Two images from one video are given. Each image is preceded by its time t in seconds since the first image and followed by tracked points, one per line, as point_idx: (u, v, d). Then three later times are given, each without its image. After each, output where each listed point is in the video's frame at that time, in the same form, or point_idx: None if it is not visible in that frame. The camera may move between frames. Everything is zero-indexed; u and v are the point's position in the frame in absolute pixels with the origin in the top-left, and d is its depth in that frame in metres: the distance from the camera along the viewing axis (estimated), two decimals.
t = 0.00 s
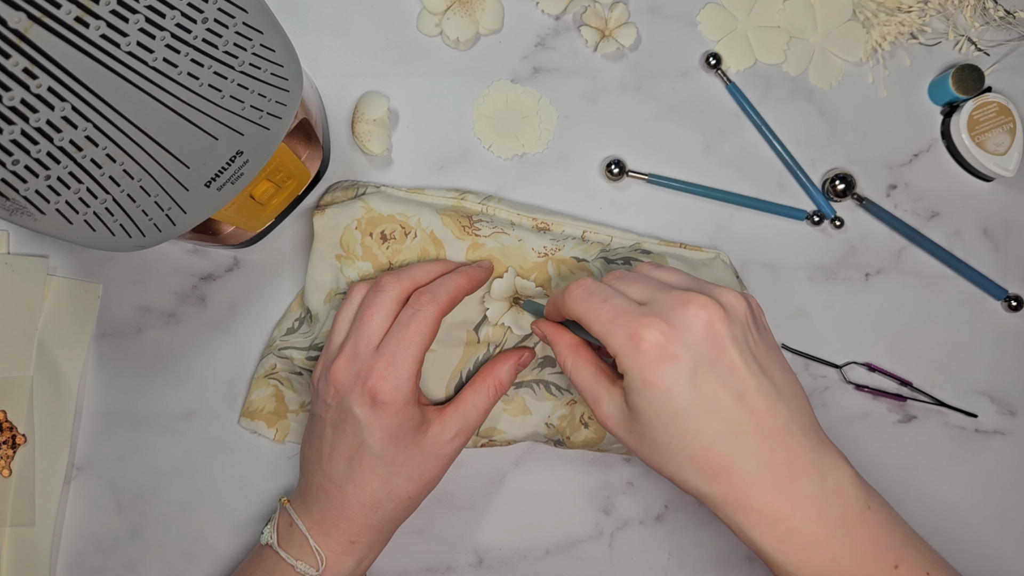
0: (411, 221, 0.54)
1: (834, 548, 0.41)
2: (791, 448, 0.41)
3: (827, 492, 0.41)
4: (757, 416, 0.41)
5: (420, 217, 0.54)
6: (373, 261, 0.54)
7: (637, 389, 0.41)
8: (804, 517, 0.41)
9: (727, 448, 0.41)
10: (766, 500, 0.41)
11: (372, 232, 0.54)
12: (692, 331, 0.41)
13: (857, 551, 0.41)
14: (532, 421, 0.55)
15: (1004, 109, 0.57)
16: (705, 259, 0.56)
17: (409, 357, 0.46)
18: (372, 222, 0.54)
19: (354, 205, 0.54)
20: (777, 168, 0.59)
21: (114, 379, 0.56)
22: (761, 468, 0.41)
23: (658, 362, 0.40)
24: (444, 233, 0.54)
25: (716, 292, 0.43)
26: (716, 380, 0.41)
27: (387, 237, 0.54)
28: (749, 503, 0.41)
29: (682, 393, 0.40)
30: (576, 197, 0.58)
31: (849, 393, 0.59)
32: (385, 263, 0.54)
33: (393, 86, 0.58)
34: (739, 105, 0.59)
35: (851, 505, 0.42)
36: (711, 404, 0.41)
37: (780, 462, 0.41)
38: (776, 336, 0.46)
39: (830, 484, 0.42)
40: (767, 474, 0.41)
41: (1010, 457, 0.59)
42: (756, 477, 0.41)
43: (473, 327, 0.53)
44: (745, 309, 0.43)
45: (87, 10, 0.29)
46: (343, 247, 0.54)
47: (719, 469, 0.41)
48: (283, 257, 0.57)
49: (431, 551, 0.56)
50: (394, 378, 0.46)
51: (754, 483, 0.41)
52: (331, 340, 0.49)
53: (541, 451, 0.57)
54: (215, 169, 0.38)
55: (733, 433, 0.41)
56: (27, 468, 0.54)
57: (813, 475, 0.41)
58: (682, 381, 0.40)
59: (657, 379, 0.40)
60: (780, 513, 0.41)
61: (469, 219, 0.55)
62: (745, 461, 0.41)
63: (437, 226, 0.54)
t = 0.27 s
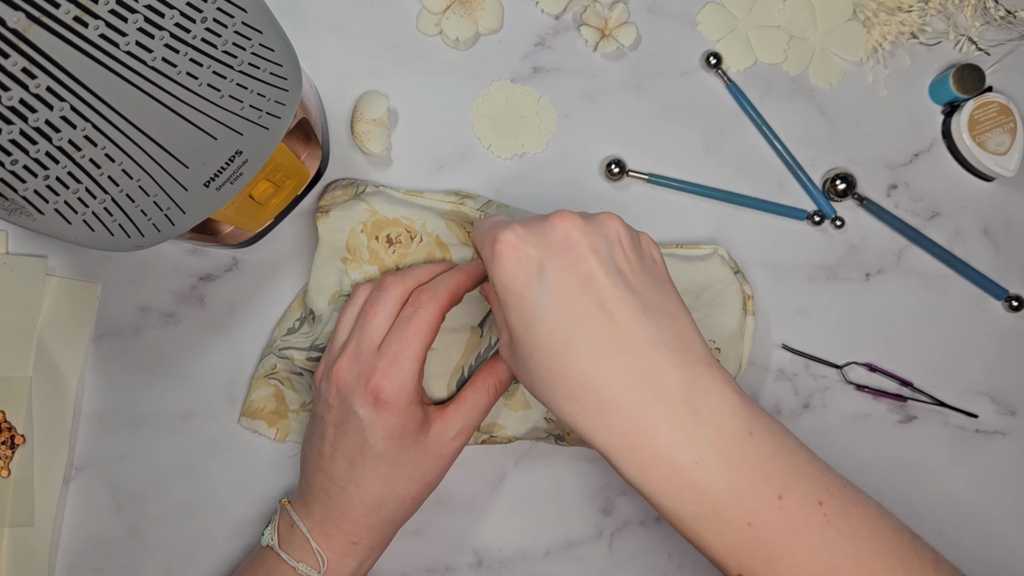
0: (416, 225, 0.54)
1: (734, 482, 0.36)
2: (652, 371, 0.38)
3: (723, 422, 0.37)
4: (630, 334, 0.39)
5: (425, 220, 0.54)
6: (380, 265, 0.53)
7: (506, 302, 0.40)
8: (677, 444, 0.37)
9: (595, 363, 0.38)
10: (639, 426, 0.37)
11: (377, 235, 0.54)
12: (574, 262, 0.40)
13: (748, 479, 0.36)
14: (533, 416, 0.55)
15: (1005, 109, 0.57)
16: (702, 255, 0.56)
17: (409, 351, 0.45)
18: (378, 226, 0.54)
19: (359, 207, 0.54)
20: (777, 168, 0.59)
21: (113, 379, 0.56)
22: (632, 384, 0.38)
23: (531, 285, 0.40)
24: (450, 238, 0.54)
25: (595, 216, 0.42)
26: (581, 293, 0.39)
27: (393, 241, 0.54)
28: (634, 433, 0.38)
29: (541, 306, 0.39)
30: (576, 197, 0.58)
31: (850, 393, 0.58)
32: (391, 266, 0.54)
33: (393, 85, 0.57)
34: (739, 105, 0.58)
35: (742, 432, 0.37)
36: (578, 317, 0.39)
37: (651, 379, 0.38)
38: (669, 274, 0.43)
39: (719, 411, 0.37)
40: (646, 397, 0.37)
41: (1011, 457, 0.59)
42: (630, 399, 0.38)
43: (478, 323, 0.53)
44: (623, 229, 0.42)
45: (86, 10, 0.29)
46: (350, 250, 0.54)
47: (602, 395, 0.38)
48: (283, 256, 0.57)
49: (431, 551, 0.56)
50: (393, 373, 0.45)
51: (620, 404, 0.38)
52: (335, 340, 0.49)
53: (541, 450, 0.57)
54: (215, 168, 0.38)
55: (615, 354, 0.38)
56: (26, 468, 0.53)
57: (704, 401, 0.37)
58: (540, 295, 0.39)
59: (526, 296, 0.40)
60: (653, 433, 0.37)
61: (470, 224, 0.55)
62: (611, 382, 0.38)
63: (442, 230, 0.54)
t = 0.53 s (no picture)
0: (416, 225, 0.54)
1: (755, 471, 0.36)
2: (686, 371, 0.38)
3: (743, 408, 0.37)
4: (652, 318, 0.39)
5: (425, 221, 0.54)
6: (380, 264, 0.53)
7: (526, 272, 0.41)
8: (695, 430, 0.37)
9: (610, 350, 0.38)
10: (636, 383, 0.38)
11: (377, 235, 0.54)
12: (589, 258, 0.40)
13: (766, 469, 0.36)
14: (533, 416, 0.55)
15: (1006, 109, 0.57)
16: (704, 255, 0.57)
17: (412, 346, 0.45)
18: (377, 225, 0.54)
19: (359, 206, 0.54)
20: (778, 167, 0.59)
21: (112, 379, 0.56)
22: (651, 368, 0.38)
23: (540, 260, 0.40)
24: (450, 239, 0.54)
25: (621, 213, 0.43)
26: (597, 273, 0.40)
27: (393, 240, 0.53)
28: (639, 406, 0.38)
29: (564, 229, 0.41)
30: (577, 197, 0.58)
31: (850, 394, 0.58)
32: (391, 267, 0.53)
33: (393, 85, 0.57)
34: (739, 104, 0.58)
35: (757, 418, 0.37)
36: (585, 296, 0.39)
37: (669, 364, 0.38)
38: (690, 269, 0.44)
39: (731, 391, 0.37)
40: (659, 373, 0.38)
41: (1012, 458, 0.59)
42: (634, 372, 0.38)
43: (478, 322, 0.53)
44: (650, 229, 0.42)
45: (85, 10, 0.29)
46: (349, 250, 0.53)
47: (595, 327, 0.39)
48: (282, 256, 0.56)
49: (431, 552, 0.56)
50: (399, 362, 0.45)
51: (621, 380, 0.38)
52: (334, 341, 0.49)
53: (541, 450, 0.57)
54: (214, 168, 0.38)
55: (630, 339, 0.38)
56: (25, 469, 0.53)
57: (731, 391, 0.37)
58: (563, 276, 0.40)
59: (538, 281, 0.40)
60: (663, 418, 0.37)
61: (471, 225, 0.54)
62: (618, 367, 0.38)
63: (442, 230, 0.54)
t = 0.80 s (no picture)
0: (414, 222, 0.54)
1: (766, 495, 0.37)
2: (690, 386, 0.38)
3: (757, 431, 0.38)
4: (664, 346, 0.39)
5: (423, 218, 0.54)
6: (378, 262, 0.53)
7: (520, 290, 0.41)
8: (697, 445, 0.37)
9: (619, 379, 0.38)
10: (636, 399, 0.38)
11: (375, 232, 0.54)
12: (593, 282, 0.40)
13: (778, 490, 0.37)
14: (533, 420, 0.55)
15: (1005, 109, 0.57)
16: (705, 259, 0.56)
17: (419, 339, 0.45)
18: (376, 223, 0.54)
19: (357, 205, 0.54)
20: (777, 167, 0.59)
21: (113, 379, 0.56)
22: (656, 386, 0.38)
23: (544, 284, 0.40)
24: (448, 235, 0.54)
25: (623, 238, 0.43)
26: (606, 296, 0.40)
27: (390, 237, 0.54)
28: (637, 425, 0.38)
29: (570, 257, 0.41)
30: (577, 197, 0.58)
31: (850, 394, 0.58)
32: (390, 264, 0.54)
33: (393, 85, 0.57)
34: (739, 105, 0.58)
35: (760, 440, 0.37)
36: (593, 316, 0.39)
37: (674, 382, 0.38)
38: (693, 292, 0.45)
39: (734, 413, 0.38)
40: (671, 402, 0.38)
41: (1012, 458, 0.59)
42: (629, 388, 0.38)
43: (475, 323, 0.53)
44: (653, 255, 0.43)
45: (86, 10, 0.29)
46: (347, 248, 0.54)
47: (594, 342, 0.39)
48: (282, 257, 0.57)
49: (432, 552, 0.56)
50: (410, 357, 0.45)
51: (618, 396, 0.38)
52: (359, 329, 0.50)
53: (541, 450, 0.57)
54: (215, 168, 0.38)
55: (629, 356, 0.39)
56: (26, 469, 0.53)
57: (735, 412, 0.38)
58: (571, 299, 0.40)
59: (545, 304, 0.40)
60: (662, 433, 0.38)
61: (470, 221, 0.55)
62: (617, 382, 0.38)
63: (440, 227, 0.54)
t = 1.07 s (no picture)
0: (413, 222, 0.54)
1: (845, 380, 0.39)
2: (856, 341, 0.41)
3: (848, 409, 0.38)
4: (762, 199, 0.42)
5: (421, 218, 0.54)
6: (376, 261, 0.54)
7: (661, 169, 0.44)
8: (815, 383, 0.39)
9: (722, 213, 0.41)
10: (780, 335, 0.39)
11: (374, 232, 0.54)
12: (793, 209, 0.42)
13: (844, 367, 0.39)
14: (533, 421, 0.55)
15: (1005, 109, 0.57)
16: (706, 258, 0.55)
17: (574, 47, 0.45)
18: (375, 222, 0.54)
19: (356, 205, 0.54)
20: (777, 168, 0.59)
21: (113, 379, 0.56)
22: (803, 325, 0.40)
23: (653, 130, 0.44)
24: (447, 234, 0.54)
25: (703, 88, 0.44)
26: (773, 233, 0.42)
27: (389, 237, 0.54)
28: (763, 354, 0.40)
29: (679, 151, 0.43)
30: (577, 197, 0.58)
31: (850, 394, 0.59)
32: (388, 264, 0.54)
33: (393, 85, 0.57)
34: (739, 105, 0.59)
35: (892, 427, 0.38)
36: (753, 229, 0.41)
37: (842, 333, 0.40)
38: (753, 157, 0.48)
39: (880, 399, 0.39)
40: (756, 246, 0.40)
41: (1011, 457, 0.59)
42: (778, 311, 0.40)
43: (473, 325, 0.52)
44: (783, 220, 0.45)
45: (86, 10, 0.29)
46: (346, 247, 0.54)
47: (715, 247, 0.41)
48: (283, 257, 0.57)
49: (432, 551, 0.56)
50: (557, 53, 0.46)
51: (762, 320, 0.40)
52: (353, 322, 0.50)
53: (541, 450, 0.57)
54: (215, 169, 0.38)
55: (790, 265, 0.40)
56: (26, 468, 0.53)
57: (751, 352, 0.40)
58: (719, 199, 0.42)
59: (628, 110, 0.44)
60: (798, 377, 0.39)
61: (470, 220, 0.55)
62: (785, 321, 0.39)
63: (439, 226, 0.54)
